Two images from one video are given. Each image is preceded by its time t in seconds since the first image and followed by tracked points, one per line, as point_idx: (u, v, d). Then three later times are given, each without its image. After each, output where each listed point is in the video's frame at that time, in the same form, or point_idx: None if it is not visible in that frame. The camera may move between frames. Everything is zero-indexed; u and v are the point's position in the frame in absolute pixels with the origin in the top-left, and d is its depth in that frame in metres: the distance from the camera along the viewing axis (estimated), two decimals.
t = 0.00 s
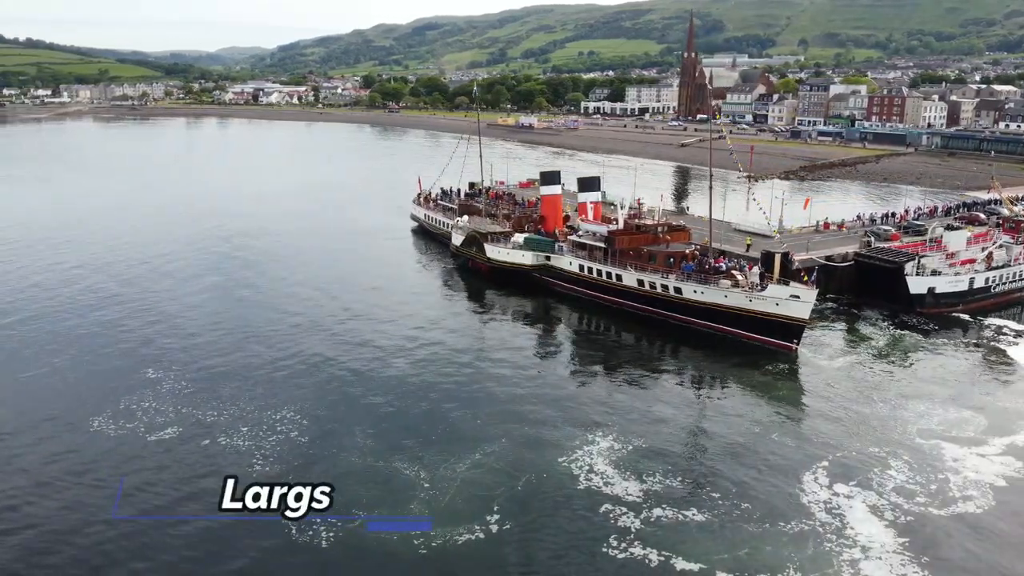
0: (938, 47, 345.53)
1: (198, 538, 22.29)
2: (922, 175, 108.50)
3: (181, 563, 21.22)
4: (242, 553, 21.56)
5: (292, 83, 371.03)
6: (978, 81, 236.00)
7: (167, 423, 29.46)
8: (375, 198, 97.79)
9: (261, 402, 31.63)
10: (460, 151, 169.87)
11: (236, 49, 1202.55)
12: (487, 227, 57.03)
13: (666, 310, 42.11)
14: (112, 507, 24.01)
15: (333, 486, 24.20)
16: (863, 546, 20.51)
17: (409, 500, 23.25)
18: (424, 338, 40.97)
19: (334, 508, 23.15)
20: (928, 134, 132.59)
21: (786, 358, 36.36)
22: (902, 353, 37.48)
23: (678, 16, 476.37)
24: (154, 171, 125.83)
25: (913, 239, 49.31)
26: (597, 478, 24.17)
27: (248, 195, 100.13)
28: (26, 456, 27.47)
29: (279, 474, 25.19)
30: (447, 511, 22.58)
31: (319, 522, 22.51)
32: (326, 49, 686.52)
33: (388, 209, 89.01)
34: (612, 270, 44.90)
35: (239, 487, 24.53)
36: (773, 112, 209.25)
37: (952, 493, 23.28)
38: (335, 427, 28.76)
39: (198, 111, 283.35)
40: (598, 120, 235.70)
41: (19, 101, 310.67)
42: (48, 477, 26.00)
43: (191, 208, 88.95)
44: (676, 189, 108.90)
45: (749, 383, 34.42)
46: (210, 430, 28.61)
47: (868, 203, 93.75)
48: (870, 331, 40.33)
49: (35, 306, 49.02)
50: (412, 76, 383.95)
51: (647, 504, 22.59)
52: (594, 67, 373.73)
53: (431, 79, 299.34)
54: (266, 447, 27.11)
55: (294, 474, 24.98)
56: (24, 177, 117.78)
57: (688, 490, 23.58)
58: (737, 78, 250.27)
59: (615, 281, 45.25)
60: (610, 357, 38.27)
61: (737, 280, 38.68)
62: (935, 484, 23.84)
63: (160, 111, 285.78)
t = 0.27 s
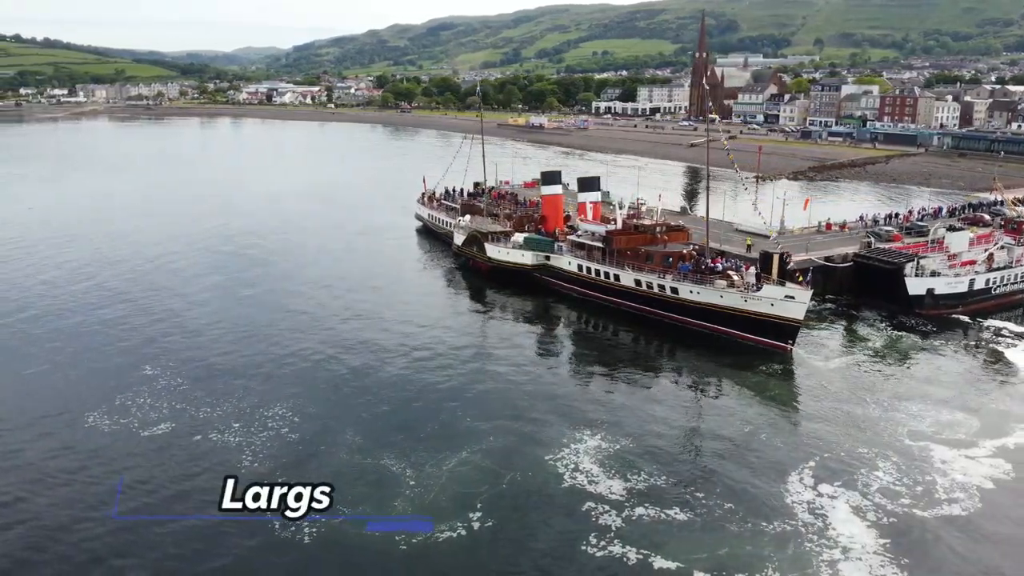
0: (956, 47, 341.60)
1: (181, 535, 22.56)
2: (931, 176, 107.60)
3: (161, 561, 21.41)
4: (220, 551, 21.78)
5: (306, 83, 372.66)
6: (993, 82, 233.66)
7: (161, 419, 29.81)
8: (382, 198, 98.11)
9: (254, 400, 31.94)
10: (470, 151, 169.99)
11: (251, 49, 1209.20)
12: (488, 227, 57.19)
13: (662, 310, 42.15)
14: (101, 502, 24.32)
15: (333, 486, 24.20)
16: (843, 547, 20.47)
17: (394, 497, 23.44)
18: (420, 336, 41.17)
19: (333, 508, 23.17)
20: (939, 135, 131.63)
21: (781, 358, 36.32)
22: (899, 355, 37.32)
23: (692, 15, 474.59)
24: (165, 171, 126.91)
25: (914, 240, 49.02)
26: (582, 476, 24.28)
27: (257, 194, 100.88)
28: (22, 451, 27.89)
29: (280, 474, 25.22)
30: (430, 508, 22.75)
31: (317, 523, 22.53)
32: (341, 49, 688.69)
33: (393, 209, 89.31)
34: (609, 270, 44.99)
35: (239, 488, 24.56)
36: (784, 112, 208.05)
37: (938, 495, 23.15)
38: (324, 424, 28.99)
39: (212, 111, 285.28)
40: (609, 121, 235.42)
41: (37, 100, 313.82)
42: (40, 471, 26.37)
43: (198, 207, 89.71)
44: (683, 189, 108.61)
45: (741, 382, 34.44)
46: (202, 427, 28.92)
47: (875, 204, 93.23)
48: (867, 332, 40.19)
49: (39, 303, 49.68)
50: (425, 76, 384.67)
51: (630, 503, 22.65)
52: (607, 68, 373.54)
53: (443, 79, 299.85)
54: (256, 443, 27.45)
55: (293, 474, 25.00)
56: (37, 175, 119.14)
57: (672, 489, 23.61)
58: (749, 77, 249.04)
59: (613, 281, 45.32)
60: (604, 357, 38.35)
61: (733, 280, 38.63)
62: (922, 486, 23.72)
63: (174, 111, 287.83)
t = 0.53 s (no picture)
0: (973, 47, 337.80)
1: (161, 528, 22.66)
2: (941, 177, 106.69)
3: (142, 554, 21.59)
4: (199, 544, 21.91)
5: (320, 84, 374.17)
6: (1008, 82, 231.22)
7: (154, 415, 30.10)
8: (389, 198, 98.45)
9: (247, 397, 32.17)
10: (479, 151, 170.09)
11: (266, 49, 1215.38)
12: (489, 226, 57.37)
13: (658, 310, 42.17)
14: (90, 496, 24.58)
15: (333, 487, 24.09)
16: (823, 547, 20.38)
17: (379, 493, 23.58)
18: (417, 334, 41.28)
19: (334, 507, 23.06)
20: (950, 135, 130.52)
21: (775, 359, 36.24)
22: (894, 356, 37.09)
23: (705, 15, 472.57)
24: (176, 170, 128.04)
25: (916, 241, 48.65)
26: (566, 474, 24.35)
27: (265, 193, 101.67)
28: (17, 445, 28.24)
29: (282, 473, 25.01)
30: (413, 505, 22.86)
31: (320, 523, 22.37)
32: (355, 49, 691.19)
33: (399, 208, 89.67)
34: (607, 269, 45.06)
35: (239, 487, 24.36)
36: (795, 112, 206.81)
37: (923, 497, 23.00)
38: (314, 422, 29.14)
39: (226, 111, 286.99)
40: (619, 121, 234.92)
41: (55, 100, 317.34)
42: (33, 465, 26.70)
43: (206, 206, 90.46)
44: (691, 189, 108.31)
45: (735, 382, 34.40)
46: (194, 423, 29.17)
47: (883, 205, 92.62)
48: (865, 333, 39.96)
49: (43, 300, 50.26)
50: (438, 76, 385.35)
51: (612, 501, 22.70)
52: (619, 68, 372.75)
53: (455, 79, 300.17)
54: (246, 439, 27.64)
55: (293, 474, 24.85)
56: (50, 174, 120.50)
57: (655, 488, 23.61)
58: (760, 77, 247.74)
59: (610, 281, 45.38)
60: (598, 356, 38.39)
61: (728, 280, 38.57)
62: (908, 488, 23.56)
63: (188, 111, 290.12)
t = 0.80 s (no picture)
0: (991, 47, 334.04)
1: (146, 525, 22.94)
2: (951, 178, 105.79)
3: (127, 549, 21.90)
4: (181, 543, 22.06)
5: (333, 84, 375.51)
6: None
7: (148, 411, 30.46)
8: (396, 198, 98.69)
9: (241, 394, 32.46)
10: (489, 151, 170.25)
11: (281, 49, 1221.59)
12: (490, 226, 57.56)
13: (655, 310, 42.19)
14: (81, 490, 24.92)
15: (333, 487, 24.10)
16: (803, 547, 20.36)
17: (364, 491, 23.79)
18: (413, 333, 41.41)
19: (335, 508, 23.03)
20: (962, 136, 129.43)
21: (770, 360, 36.15)
22: (890, 357, 36.90)
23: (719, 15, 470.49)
24: (187, 169, 128.84)
25: (917, 242, 48.43)
26: (551, 473, 24.46)
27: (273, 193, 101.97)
28: (12, 439, 28.67)
29: (284, 473, 25.06)
30: (398, 502, 23.04)
31: (323, 522, 22.41)
32: (370, 49, 693.04)
33: (404, 208, 89.96)
34: (605, 269, 45.11)
35: (239, 487, 24.45)
36: (807, 113, 205.56)
37: (908, 499, 22.88)
38: (306, 419, 29.39)
39: (240, 111, 288.67)
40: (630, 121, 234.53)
41: (71, 100, 320.03)
42: (27, 459, 27.07)
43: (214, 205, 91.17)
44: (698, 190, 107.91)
45: (729, 383, 34.37)
46: (187, 419, 29.50)
47: (890, 206, 92.05)
48: (862, 334, 39.75)
49: (48, 297, 50.83)
50: (452, 75, 385.74)
51: (595, 500, 22.79)
52: (632, 68, 371.90)
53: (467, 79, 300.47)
54: (237, 435, 27.94)
55: (292, 474, 24.88)
56: (62, 173, 121.60)
57: (639, 486, 23.69)
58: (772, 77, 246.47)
59: (608, 280, 45.45)
60: (594, 356, 38.39)
61: (724, 281, 38.55)
62: (895, 490, 23.42)
63: (202, 110, 291.86)
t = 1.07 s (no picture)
0: (1009, 46, 330.24)
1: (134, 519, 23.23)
2: (961, 180, 104.90)
3: (113, 542, 22.19)
4: (167, 537, 22.30)
5: (347, 84, 376.44)
6: None
7: (143, 407, 30.82)
8: (402, 198, 98.92)
9: (235, 391, 32.77)
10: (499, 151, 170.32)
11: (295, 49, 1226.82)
12: (491, 226, 57.79)
13: (652, 310, 42.27)
14: (72, 484, 25.27)
15: (333, 486, 24.02)
16: (783, 547, 20.33)
17: (351, 487, 23.96)
18: (410, 331, 41.62)
19: (335, 509, 22.96)
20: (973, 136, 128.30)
21: (764, 360, 36.09)
22: (885, 359, 36.73)
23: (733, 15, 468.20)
24: (198, 168, 129.92)
25: (918, 243, 48.15)
26: (536, 471, 24.58)
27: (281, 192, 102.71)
28: (8, 433, 29.09)
29: (283, 473, 25.06)
30: (383, 499, 23.21)
31: (323, 522, 22.35)
32: (384, 50, 694.81)
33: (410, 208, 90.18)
34: (602, 269, 45.24)
35: (239, 487, 24.46)
36: (818, 112, 204.27)
37: (893, 500, 22.75)
38: (297, 416, 29.63)
39: (253, 111, 290.11)
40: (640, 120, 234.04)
41: (87, 99, 322.81)
42: (22, 453, 27.48)
43: (221, 204, 91.81)
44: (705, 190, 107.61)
45: (721, 383, 34.40)
46: (180, 415, 29.83)
47: (895, 208, 91.70)
48: (858, 335, 39.57)
49: (53, 294, 51.46)
50: (465, 76, 385.94)
51: (578, 498, 22.88)
52: (645, 68, 370.67)
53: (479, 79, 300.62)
54: (228, 431, 28.23)
55: (292, 474, 24.83)
56: (75, 172, 122.86)
57: (623, 485, 23.76)
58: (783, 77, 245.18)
59: (606, 280, 45.55)
60: (588, 356, 38.46)
61: (719, 281, 38.55)
62: (879, 490, 23.32)
63: (216, 110, 293.76)
